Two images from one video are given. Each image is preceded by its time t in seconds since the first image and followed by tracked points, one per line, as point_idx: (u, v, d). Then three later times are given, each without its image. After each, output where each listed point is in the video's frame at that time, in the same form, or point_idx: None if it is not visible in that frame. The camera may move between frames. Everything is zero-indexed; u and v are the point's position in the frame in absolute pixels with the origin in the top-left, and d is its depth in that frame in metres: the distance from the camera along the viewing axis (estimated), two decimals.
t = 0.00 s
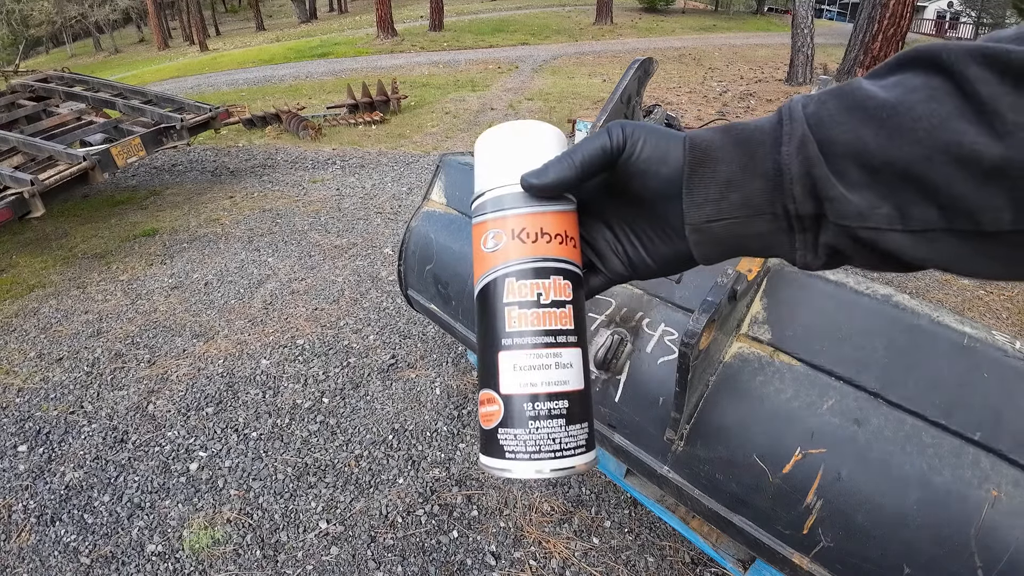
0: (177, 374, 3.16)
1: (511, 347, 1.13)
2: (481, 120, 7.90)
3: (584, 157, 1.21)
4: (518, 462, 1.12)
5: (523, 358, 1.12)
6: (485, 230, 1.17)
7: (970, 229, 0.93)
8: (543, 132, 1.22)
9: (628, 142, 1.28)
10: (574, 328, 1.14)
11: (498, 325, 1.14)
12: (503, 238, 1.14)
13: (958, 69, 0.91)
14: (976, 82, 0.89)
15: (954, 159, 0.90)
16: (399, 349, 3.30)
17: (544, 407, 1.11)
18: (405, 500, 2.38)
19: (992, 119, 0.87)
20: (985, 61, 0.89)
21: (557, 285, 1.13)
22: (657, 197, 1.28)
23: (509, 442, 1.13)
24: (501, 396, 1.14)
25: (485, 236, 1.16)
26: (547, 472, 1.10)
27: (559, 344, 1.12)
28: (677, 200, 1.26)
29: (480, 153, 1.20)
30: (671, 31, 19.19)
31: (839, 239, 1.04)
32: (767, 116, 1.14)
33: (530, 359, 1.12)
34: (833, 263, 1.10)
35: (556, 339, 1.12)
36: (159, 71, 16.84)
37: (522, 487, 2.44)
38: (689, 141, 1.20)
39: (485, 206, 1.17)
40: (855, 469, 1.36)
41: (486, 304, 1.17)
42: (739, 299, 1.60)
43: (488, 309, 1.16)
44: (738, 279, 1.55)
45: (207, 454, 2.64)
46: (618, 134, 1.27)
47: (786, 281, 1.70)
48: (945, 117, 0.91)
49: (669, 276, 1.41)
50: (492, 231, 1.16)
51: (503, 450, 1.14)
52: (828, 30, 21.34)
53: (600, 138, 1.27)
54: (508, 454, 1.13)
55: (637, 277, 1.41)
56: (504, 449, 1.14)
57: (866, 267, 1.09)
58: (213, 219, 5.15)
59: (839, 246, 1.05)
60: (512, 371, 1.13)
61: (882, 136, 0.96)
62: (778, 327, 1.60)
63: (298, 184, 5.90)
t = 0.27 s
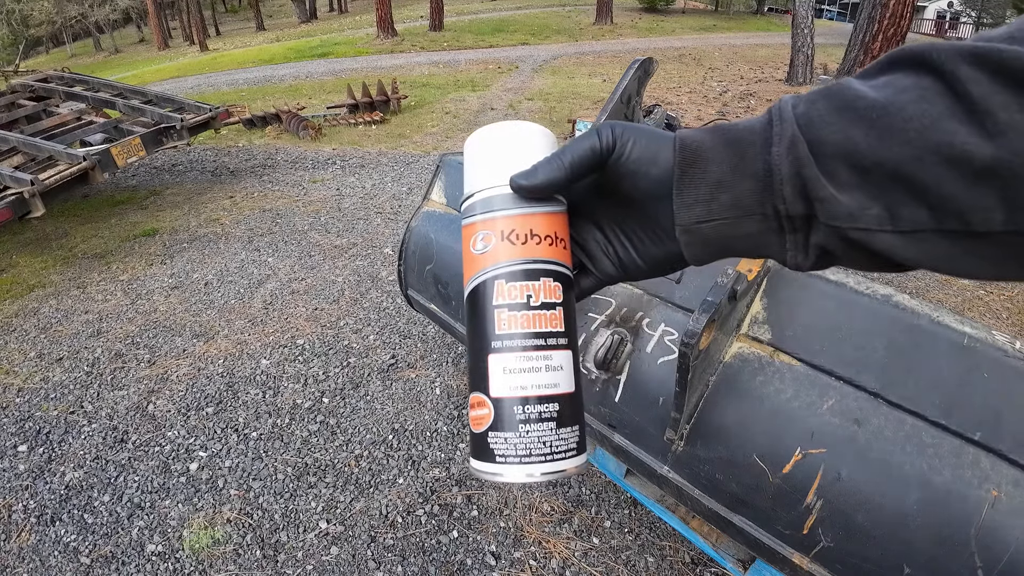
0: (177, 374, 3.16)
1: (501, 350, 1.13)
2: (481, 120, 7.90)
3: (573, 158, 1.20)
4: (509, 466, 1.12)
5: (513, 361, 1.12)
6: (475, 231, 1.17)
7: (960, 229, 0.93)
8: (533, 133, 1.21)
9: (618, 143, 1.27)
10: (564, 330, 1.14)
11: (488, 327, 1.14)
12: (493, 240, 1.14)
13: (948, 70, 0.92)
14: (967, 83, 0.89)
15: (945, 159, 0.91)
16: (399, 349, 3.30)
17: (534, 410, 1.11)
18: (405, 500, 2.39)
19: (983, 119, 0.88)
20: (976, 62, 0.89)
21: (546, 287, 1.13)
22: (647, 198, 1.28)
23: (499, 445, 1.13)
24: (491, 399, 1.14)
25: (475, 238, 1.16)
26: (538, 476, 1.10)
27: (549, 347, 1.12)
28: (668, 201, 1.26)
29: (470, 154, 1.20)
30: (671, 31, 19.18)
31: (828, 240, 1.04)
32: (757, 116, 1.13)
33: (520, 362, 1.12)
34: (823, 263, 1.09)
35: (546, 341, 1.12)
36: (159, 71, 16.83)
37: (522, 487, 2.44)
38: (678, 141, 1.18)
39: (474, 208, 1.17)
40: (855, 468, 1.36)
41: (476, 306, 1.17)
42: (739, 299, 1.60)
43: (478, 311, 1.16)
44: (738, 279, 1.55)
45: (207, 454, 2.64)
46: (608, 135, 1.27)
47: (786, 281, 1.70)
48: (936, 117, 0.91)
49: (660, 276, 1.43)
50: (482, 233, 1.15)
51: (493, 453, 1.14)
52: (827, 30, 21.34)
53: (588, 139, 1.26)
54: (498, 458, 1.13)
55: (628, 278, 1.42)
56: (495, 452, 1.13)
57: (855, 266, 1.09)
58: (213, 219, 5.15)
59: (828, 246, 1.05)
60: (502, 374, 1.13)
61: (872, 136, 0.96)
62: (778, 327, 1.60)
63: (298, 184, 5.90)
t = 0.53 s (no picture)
0: (177, 374, 3.16)
1: (497, 350, 1.13)
2: (481, 120, 7.90)
3: (569, 158, 1.20)
4: (505, 466, 1.12)
5: (509, 361, 1.12)
6: (472, 231, 1.16)
7: (958, 228, 0.93)
8: (530, 133, 1.21)
9: (614, 143, 1.27)
10: (561, 331, 1.14)
11: (484, 327, 1.14)
12: (490, 240, 1.14)
13: (945, 68, 0.91)
14: (965, 82, 0.89)
15: (942, 158, 0.90)
16: (399, 349, 3.30)
17: (530, 411, 1.11)
18: (405, 500, 2.39)
19: (981, 117, 0.88)
20: (973, 60, 0.89)
21: (542, 288, 1.13)
22: (644, 198, 1.29)
23: (495, 446, 1.13)
24: (487, 400, 1.14)
25: (471, 238, 1.16)
26: (534, 476, 1.10)
27: (546, 347, 1.12)
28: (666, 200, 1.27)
29: (466, 154, 1.19)
30: (671, 31, 19.17)
31: (827, 239, 1.04)
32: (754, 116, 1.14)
33: (516, 362, 1.12)
34: (819, 262, 1.10)
35: (542, 341, 1.12)
36: (159, 71, 16.83)
37: (522, 487, 2.44)
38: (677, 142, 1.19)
39: (471, 207, 1.17)
40: (855, 469, 1.36)
41: (472, 306, 1.17)
42: (739, 299, 1.60)
43: (475, 311, 1.16)
44: (738, 279, 1.55)
45: (207, 454, 2.64)
46: (604, 134, 1.27)
47: (786, 281, 1.70)
48: (933, 116, 0.91)
49: (657, 276, 1.44)
50: (478, 233, 1.15)
51: (489, 453, 1.14)
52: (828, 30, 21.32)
53: (584, 139, 1.26)
54: (495, 459, 1.12)
55: (625, 277, 1.43)
56: (491, 452, 1.13)
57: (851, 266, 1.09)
58: (213, 219, 5.14)
59: (827, 246, 1.05)
60: (498, 374, 1.13)
61: (870, 136, 0.96)
62: (778, 327, 1.60)
63: (298, 184, 5.90)
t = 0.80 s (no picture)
0: (177, 374, 3.16)
1: (499, 351, 1.13)
2: (481, 120, 7.90)
3: (572, 156, 1.21)
4: (507, 469, 1.12)
5: (511, 363, 1.12)
6: (473, 231, 1.16)
7: (963, 229, 0.93)
8: (532, 132, 1.20)
9: (616, 141, 1.28)
10: (563, 332, 1.14)
11: (486, 329, 1.14)
12: (491, 240, 1.14)
13: (952, 68, 0.91)
14: (971, 82, 0.89)
15: (948, 159, 0.91)
16: (399, 349, 3.30)
17: (533, 413, 1.11)
18: (405, 500, 2.39)
19: (987, 117, 0.88)
20: (980, 60, 0.89)
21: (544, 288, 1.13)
22: (646, 197, 1.29)
23: (497, 448, 1.13)
24: (489, 402, 1.14)
25: (472, 238, 1.16)
26: (537, 479, 1.10)
27: (548, 349, 1.12)
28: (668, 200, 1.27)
29: (467, 155, 1.19)
30: (671, 31, 19.16)
31: (830, 240, 1.04)
32: (757, 116, 1.14)
33: (518, 364, 1.12)
34: (823, 263, 1.09)
35: (545, 343, 1.12)
36: (159, 71, 16.83)
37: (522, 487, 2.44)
38: (679, 140, 1.20)
39: (472, 207, 1.16)
40: (855, 469, 1.36)
41: (473, 307, 1.17)
42: (739, 299, 1.60)
43: (476, 312, 1.16)
44: (738, 278, 1.55)
45: (207, 454, 2.64)
46: (607, 133, 1.28)
47: (786, 281, 1.70)
48: (939, 116, 0.91)
49: (658, 276, 1.43)
50: (479, 233, 1.15)
51: (491, 456, 1.14)
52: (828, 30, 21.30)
53: (587, 137, 1.27)
54: (497, 462, 1.12)
55: (627, 277, 1.43)
56: (493, 455, 1.13)
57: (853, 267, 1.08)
58: (213, 219, 5.14)
59: (831, 246, 1.05)
60: (500, 376, 1.13)
61: (875, 135, 0.96)
62: (778, 327, 1.60)
63: (298, 184, 5.90)
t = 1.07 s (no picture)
0: (177, 374, 3.16)
1: (501, 352, 1.13)
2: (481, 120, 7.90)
3: (578, 152, 1.20)
4: (509, 472, 1.12)
5: (513, 364, 1.12)
6: (475, 229, 1.16)
7: (978, 230, 0.93)
8: (537, 131, 1.20)
9: (624, 138, 1.27)
10: (567, 332, 1.14)
11: (489, 329, 1.14)
12: (494, 238, 1.14)
13: (967, 67, 0.92)
14: (987, 82, 0.89)
15: (963, 158, 0.91)
16: (399, 349, 3.30)
17: (535, 416, 1.11)
18: (405, 501, 2.39)
19: (1004, 118, 0.87)
20: (996, 59, 0.89)
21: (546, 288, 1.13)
22: (654, 195, 1.27)
23: (499, 451, 1.13)
24: (491, 405, 1.14)
25: (475, 236, 1.16)
26: (539, 483, 1.10)
27: (551, 350, 1.12)
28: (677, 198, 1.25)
29: (469, 152, 1.19)
30: (671, 31, 19.15)
31: (841, 240, 1.04)
32: (767, 114, 1.14)
33: (521, 365, 1.12)
34: (832, 266, 1.10)
35: (548, 344, 1.12)
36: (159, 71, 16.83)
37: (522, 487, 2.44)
38: (687, 138, 1.20)
39: (474, 204, 1.16)
40: (855, 469, 1.36)
41: (476, 306, 1.17)
42: (739, 299, 1.60)
43: (478, 311, 1.16)
44: (738, 279, 1.55)
45: (207, 454, 2.64)
46: (614, 129, 1.27)
47: (787, 281, 1.70)
48: (954, 115, 0.91)
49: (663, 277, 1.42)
50: (482, 230, 1.15)
51: (493, 459, 1.14)
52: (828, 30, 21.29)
53: (595, 133, 1.26)
54: (499, 465, 1.12)
55: (631, 277, 1.42)
56: (495, 458, 1.13)
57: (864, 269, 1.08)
58: (213, 219, 5.15)
59: (841, 247, 1.04)
60: (502, 378, 1.13)
61: (888, 135, 0.96)
62: (778, 327, 1.60)
63: (298, 184, 5.90)
